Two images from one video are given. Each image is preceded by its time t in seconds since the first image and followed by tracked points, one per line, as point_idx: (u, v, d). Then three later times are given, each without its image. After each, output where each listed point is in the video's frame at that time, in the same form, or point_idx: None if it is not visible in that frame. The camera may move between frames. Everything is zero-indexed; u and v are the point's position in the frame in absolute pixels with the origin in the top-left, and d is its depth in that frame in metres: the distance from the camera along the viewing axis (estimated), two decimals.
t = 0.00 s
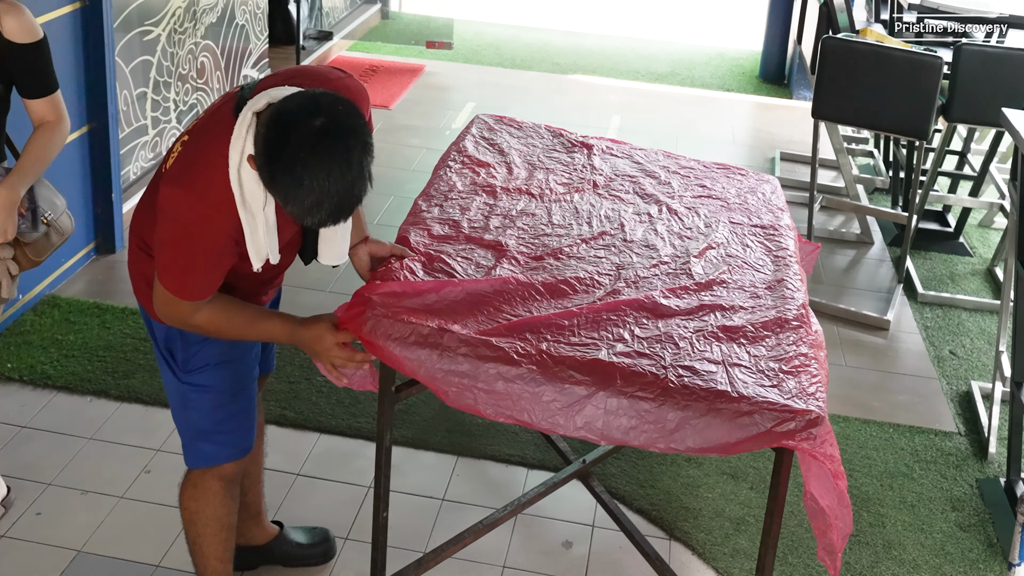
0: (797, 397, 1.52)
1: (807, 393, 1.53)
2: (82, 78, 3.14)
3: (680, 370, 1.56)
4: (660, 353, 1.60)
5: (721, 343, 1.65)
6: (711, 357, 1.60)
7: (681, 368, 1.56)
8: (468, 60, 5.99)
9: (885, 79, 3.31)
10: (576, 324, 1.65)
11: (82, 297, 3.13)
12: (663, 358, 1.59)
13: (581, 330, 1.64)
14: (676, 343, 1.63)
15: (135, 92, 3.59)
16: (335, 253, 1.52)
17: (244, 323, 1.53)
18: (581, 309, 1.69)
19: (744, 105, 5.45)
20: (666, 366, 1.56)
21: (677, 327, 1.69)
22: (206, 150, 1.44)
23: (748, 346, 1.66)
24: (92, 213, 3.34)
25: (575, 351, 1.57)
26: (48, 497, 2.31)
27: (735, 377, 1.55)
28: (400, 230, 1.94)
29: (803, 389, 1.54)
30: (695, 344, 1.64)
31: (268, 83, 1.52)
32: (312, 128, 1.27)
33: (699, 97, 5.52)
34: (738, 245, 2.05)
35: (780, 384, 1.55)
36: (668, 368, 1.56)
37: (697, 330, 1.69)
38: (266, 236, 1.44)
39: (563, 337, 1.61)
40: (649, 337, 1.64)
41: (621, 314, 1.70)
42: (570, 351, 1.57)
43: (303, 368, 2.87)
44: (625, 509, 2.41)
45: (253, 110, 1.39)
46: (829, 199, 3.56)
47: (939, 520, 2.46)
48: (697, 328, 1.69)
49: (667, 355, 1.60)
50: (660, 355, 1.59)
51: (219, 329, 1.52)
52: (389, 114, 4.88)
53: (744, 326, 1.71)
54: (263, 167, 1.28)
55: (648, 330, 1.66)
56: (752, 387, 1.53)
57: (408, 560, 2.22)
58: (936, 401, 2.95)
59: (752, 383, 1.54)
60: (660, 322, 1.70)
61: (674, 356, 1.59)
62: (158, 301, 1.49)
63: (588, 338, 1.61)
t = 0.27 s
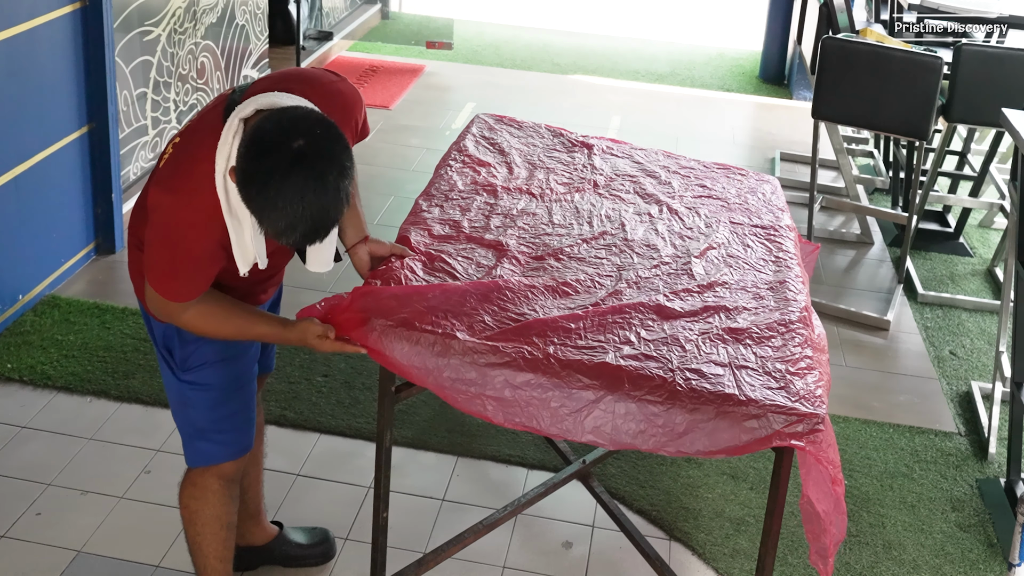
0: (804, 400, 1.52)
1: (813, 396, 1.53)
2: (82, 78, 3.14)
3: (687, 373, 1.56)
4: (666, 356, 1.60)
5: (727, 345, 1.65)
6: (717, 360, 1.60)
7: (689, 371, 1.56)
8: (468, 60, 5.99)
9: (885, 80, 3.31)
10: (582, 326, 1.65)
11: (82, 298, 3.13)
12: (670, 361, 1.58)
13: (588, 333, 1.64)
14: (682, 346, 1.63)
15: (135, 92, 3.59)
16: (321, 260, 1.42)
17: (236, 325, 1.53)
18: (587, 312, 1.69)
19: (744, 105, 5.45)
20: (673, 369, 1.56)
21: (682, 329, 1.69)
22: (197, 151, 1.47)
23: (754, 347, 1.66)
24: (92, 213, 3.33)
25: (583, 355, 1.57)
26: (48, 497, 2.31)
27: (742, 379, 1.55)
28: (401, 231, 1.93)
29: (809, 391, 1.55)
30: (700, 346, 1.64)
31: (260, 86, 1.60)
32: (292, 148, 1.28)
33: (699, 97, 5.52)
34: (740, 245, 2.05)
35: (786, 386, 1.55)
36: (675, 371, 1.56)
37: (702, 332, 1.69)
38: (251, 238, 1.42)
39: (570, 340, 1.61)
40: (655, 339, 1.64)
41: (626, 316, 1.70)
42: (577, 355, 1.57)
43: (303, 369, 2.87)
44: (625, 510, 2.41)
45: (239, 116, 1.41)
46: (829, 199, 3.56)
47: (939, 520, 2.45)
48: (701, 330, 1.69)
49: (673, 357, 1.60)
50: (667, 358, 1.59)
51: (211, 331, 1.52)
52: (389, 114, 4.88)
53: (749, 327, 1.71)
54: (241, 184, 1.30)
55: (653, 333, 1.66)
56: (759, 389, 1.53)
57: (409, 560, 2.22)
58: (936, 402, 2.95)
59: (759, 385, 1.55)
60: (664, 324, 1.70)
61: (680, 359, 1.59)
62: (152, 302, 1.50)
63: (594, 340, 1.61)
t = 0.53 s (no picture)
0: (803, 399, 1.52)
1: (812, 396, 1.53)
2: (82, 78, 3.14)
3: (685, 372, 1.55)
4: (665, 355, 1.59)
5: (726, 345, 1.65)
6: (716, 359, 1.60)
7: (688, 370, 1.56)
8: (468, 60, 5.99)
9: (884, 80, 3.31)
10: (580, 325, 1.65)
11: (82, 298, 3.13)
12: (668, 360, 1.58)
13: (586, 331, 1.63)
14: (681, 346, 1.63)
15: (135, 93, 3.59)
16: (310, 266, 1.38)
17: (248, 322, 1.57)
18: (586, 311, 1.68)
19: (744, 106, 5.45)
20: (671, 369, 1.56)
21: (681, 329, 1.69)
22: (185, 154, 1.48)
23: (753, 347, 1.66)
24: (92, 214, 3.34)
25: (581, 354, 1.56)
26: (48, 498, 2.31)
27: (740, 380, 1.55)
28: (402, 228, 1.93)
29: (808, 392, 1.54)
30: (699, 346, 1.64)
31: (248, 89, 1.60)
32: (259, 174, 1.29)
33: (699, 97, 5.52)
34: (739, 246, 2.05)
35: (785, 386, 1.55)
36: (673, 370, 1.56)
37: (700, 331, 1.69)
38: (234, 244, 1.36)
39: (569, 338, 1.60)
40: (654, 339, 1.64)
41: (625, 315, 1.69)
42: (576, 354, 1.57)
43: (303, 369, 2.87)
44: (625, 510, 2.41)
45: (224, 121, 1.42)
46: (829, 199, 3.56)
47: (939, 520, 2.45)
48: (700, 330, 1.69)
49: (672, 357, 1.59)
50: (666, 357, 1.59)
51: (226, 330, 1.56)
52: (388, 115, 4.88)
53: (748, 328, 1.71)
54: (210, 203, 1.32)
55: (652, 332, 1.66)
56: (758, 390, 1.53)
57: (409, 561, 2.22)
58: (936, 402, 2.95)
59: (758, 385, 1.54)
60: (663, 324, 1.69)
61: (679, 358, 1.59)
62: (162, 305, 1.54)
63: (593, 340, 1.61)
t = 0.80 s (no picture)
0: (803, 399, 1.52)
1: (812, 396, 1.53)
2: (82, 78, 3.14)
3: (685, 372, 1.55)
4: (665, 355, 1.59)
5: (726, 345, 1.65)
6: (716, 359, 1.60)
7: (688, 370, 1.56)
8: (468, 61, 5.99)
9: (884, 81, 3.31)
10: (579, 326, 1.64)
11: (82, 298, 3.13)
12: (669, 360, 1.58)
13: (585, 332, 1.63)
14: (681, 345, 1.63)
15: (135, 93, 3.59)
16: (306, 269, 1.41)
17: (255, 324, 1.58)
18: (585, 312, 1.68)
19: (745, 106, 5.45)
20: (671, 369, 1.55)
21: (681, 329, 1.69)
22: (183, 155, 1.49)
23: (752, 348, 1.66)
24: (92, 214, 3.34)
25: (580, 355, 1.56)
26: (48, 498, 2.31)
27: (740, 379, 1.55)
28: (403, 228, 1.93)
29: (808, 392, 1.54)
30: (699, 346, 1.63)
31: (247, 90, 1.61)
32: (250, 181, 1.29)
33: (699, 98, 5.52)
34: (739, 246, 2.05)
35: (785, 387, 1.55)
36: (673, 370, 1.55)
37: (700, 331, 1.68)
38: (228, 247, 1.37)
39: (568, 339, 1.60)
40: (654, 339, 1.63)
41: (624, 315, 1.69)
42: (576, 354, 1.56)
43: (303, 369, 2.87)
44: (625, 510, 2.41)
45: (222, 122, 1.43)
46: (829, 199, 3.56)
47: (939, 520, 2.46)
48: (700, 330, 1.69)
49: (673, 357, 1.59)
50: (666, 357, 1.59)
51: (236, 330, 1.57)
52: (388, 115, 4.88)
53: (747, 328, 1.71)
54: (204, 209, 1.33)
55: (652, 332, 1.66)
56: (759, 390, 1.53)
57: (409, 561, 2.22)
58: (936, 402, 2.95)
59: (758, 385, 1.54)
60: (663, 324, 1.69)
61: (679, 358, 1.59)
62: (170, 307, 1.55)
63: (593, 341, 1.61)
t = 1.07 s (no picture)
0: (802, 400, 1.52)
1: (811, 396, 1.53)
2: (82, 79, 3.14)
3: (682, 379, 1.55)
4: (662, 363, 1.59)
5: (723, 350, 1.65)
6: (713, 364, 1.60)
7: (685, 377, 1.55)
8: (468, 61, 5.99)
9: (884, 81, 3.31)
10: (576, 337, 1.64)
11: (82, 299, 3.13)
12: (666, 367, 1.58)
13: (582, 344, 1.63)
14: (678, 352, 1.63)
15: (135, 93, 3.59)
16: (307, 275, 1.39)
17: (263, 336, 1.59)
18: (581, 322, 1.68)
19: (745, 106, 5.45)
20: (668, 376, 1.55)
21: (678, 336, 1.69)
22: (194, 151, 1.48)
23: (750, 351, 1.66)
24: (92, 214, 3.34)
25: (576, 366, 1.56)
26: (48, 498, 2.31)
27: (738, 383, 1.55)
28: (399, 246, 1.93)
29: (807, 392, 1.54)
30: (696, 352, 1.63)
31: (259, 94, 1.61)
32: (264, 172, 1.29)
33: (699, 98, 5.52)
34: (737, 248, 2.05)
35: (783, 389, 1.54)
36: (671, 377, 1.55)
37: (698, 337, 1.68)
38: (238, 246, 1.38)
39: (564, 351, 1.60)
40: (650, 347, 1.63)
41: (621, 325, 1.69)
42: (572, 366, 1.56)
43: (303, 369, 2.87)
44: (625, 510, 2.41)
45: (239, 122, 1.43)
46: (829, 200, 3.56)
47: (939, 520, 2.46)
48: (698, 335, 1.69)
49: (670, 364, 1.59)
50: (663, 364, 1.58)
51: (238, 338, 1.57)
52: (388, 116, 4.88)
53: (745, 332, 1.71)
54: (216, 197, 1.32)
55: (649, 340, 1.65)
56: (757, 394, 1.53)
57: (409, 561, 2.22)
58: (936, 402, 2.95)
59: (756, 389, 1.54)
60: (660, 332, 1.69)
61: (676, 365, 1.59)
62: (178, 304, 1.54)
63: (590, 352, 1.60)
